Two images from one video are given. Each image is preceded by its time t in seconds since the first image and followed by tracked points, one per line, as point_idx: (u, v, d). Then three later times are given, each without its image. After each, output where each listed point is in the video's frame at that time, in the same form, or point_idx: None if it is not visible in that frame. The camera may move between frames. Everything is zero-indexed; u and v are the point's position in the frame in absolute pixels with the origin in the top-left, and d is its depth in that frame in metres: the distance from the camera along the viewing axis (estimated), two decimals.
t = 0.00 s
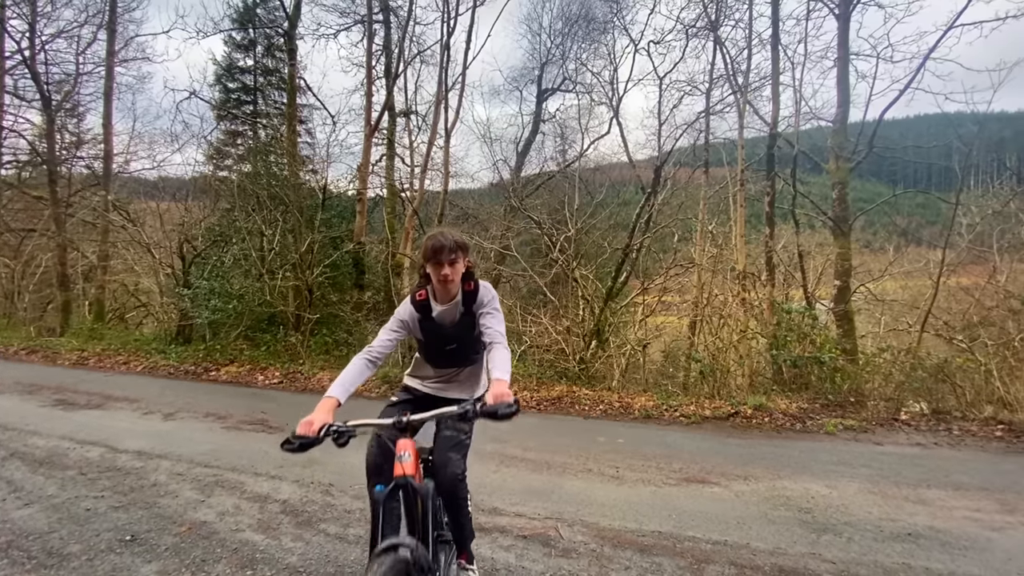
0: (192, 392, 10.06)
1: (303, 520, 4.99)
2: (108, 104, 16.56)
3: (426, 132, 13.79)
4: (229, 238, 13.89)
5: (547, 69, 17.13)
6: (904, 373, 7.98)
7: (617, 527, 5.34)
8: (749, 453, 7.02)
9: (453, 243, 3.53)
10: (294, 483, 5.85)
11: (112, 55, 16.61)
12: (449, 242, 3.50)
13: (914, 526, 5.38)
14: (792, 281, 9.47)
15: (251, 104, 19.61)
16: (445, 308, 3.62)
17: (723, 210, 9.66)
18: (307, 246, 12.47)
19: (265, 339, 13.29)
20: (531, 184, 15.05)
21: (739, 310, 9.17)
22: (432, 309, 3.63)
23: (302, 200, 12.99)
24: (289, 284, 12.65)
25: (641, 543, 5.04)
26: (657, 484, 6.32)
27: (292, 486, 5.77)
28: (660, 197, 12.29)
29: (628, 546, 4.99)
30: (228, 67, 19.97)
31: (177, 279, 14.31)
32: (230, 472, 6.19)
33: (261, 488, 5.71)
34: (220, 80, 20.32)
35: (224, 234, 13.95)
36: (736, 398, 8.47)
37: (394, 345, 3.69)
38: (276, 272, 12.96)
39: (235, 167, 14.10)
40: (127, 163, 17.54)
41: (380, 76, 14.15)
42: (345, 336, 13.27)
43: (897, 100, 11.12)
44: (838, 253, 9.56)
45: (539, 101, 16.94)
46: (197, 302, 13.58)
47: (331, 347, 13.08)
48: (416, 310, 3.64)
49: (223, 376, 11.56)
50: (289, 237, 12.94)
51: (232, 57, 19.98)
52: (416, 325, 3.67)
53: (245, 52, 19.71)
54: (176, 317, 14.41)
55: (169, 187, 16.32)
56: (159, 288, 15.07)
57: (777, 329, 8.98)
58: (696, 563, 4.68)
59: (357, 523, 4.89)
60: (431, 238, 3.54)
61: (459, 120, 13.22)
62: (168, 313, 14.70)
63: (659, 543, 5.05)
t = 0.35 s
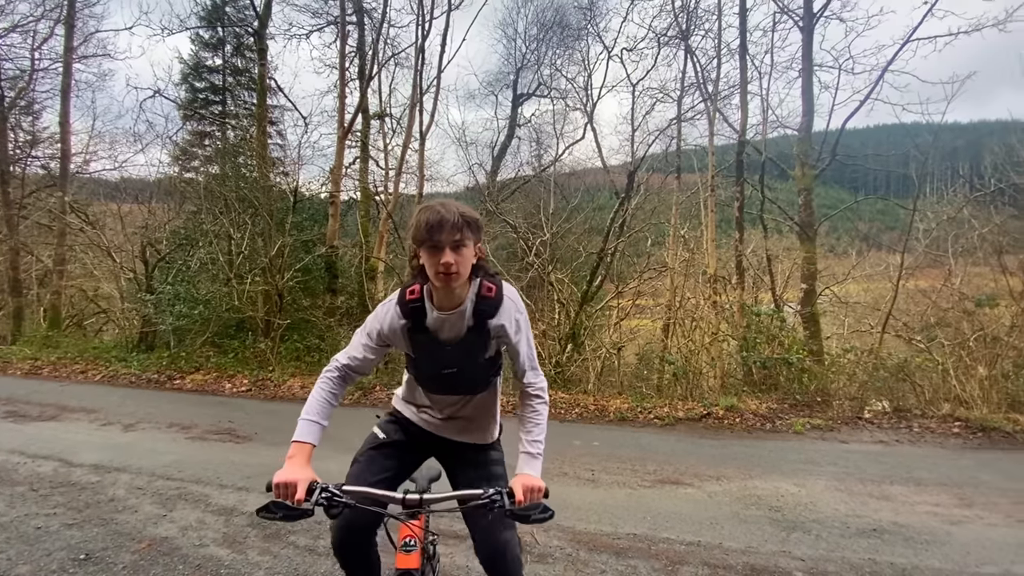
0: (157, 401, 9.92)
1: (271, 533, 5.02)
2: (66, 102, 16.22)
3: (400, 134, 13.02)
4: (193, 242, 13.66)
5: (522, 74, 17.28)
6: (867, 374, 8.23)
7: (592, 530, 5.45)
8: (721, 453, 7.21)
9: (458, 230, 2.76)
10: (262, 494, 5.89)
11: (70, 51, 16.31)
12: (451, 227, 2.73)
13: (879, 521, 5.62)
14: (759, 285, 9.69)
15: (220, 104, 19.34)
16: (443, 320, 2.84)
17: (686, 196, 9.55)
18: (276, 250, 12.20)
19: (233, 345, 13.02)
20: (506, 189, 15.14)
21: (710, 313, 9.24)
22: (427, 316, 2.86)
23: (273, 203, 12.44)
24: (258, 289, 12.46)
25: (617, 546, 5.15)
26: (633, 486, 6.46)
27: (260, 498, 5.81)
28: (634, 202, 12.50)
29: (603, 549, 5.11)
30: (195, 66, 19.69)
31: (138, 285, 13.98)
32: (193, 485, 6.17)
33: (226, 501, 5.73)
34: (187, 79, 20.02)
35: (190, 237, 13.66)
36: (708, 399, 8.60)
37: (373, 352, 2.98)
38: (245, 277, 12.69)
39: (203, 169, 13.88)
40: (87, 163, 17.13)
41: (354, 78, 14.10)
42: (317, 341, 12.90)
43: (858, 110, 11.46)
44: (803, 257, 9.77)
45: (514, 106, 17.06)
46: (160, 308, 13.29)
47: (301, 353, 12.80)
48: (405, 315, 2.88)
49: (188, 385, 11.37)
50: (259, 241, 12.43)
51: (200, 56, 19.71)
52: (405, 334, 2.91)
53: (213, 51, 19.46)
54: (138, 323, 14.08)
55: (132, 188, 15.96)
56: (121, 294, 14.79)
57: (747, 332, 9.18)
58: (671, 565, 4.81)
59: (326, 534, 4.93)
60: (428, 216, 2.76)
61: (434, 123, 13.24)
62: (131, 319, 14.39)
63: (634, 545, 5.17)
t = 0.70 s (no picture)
0: (106, 416, 9.58)
1: (229, 553, 5.11)
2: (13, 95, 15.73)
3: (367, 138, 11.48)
4: (150, 247, 13.32)
5: (492, 81, 17.36)
6: (822, 375, 8.49)
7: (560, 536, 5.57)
8: (688, 455, 7.39)
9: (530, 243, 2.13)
10: (219, 512, 5.96)
11: (15, 42, 15.91)
12: (520, 237, 2.11)
13: (835, 518, 5.89)
14: (721, 290, 9.69)
15: (180, 103, 18.89)
16: (506, 354, 2.15)
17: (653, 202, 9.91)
18: (237, 255, 11.75)
19: (190, 354, 12.32)
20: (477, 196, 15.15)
21: (676, 318, 9.24)
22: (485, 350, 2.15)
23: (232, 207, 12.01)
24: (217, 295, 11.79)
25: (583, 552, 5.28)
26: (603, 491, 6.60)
27: (218, 515, 5.88)
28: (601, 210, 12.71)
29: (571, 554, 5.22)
30: (153, 63, 19.27)
31: (88, 292, 13.46)
32: (144, 504, 6.14)
33: (180, 520, 5.74)
34: (144, 77, 19.55)
35: (145, 241, 13.32)
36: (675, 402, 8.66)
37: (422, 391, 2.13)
38: (204, 284, 12.14)
39: (157, 170, 13.15)
40: (30, 163, 16.47)
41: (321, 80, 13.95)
42: (279, 351, 11.90)
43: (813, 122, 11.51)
44: (764, 264, 9.89)
45: (484, 112, 17.13)
46: (110, 317, 12.73)
47: (263, 364, 11.80)
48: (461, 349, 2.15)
49: (142, 397, 10.89)
50: (219, 245, 11.93)
51: (159, 54, 19.31)
52: (457, 376, 2.15)
53: (173, 49, 19.07)
54: (86, 333, 13.25)
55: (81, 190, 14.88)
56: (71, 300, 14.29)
57: (710, 335, 9.24)
58: (638, 568, 4.97)
59: (287, 552, 5.10)
60: (492, 226, 2.15)
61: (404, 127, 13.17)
62: (78, 329, 13.47)
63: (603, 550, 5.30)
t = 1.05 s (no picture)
0: (37, 429, 8.74)
1: (179, 569, 5.14)
2: None
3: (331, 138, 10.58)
4: (99, 248, 12.15)
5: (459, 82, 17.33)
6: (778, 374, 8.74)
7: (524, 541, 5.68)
8: (650, 456, 7.48)
9: (569, 237, 1.88)
10: (166, 526, 5.94)
11: None
12: (562, 230, 1.86)
13: (789, 514, 6.13)
14: (683, 292, 9.40)
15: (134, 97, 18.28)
16: (536, 383, 1.87)
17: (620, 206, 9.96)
18: (192, 256, 10.71)
19: (140, 361, 11.10)
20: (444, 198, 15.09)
21: (641, 319, 8.92)
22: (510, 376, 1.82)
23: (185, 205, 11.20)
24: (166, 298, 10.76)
25: (548, 556, 5.38)
26: (565, 493, 6.76)
27: (165, 530, 5.85)
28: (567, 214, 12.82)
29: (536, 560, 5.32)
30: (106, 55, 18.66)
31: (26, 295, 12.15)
32: (87, 519, 6.07)
33: (124, 536, 5.71)
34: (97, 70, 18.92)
35: (93, 241, 12.07)
36: (637, 402, 8.58)
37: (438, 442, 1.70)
38: (156, 286, 11.07)
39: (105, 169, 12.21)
40: None
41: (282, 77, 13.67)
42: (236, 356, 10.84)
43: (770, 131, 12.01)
44: (724, 267, 9.67)
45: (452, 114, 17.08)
46: (52, 323, 11.53)
47: (218, 371, 10.69)
48: (481, 382, 1.76)
49: (85, 408, 9.77)
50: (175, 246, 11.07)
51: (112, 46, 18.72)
52: (475, 417, 1.76)
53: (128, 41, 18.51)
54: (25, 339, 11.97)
55: (12, 181, 12.70)
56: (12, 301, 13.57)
57: (673, 338, 9.04)
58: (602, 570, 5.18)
59: (239, 566, 5.16)
60: (524, 216, 1.87)
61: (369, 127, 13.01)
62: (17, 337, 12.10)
63: (565, 554, 5.44)
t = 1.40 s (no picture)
0: None
1: None
2: None
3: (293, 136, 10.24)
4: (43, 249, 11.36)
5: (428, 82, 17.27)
6: (738, 372, 8.99)
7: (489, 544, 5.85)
8: (615, 455, 7.62)
9: (569, 248, 1.69)
10: (114, 542, 5.84)
11: None
12: (564, 241, 1.67)
13: (746, 509, 6.35)
14: (646, 293, 9.58)
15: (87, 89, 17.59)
16: (509, 416, 1.73)
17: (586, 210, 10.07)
18: (145, 257, 10.18)
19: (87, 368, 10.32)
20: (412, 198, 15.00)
21: (607, 320, 9.02)
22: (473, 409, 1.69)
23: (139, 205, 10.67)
24: (118, 303, 10.28)
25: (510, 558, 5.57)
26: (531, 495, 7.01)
27: (112, 546, 5.76)
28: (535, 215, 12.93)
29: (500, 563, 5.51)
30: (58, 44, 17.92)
31: None
32: (29, 536, 5.93)
33: (69, 552, 5.61)
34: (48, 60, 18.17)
35: (37, 245, 11.36)
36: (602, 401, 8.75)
37: (364, 494, 1.52)
38: (106, 289, 10.59)
39: (53, 165, 11.61)
40: None
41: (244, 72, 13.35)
42: (192, 361, 10.40)
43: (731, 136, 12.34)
44: (686, 269, 9.94)
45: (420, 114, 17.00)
46: None
47: (173, 377, 10.22)
48: (434, 418, 1.63)
49: (26, 417, 9.12)
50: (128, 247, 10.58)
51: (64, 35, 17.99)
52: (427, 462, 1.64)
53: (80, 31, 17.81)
54: None
55: None
56: None
57: (638, 338, 9.23)
58: (564, 571, 5.42)
59: None
60: (523, 217, 1.66)
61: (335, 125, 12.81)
62: None
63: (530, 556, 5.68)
